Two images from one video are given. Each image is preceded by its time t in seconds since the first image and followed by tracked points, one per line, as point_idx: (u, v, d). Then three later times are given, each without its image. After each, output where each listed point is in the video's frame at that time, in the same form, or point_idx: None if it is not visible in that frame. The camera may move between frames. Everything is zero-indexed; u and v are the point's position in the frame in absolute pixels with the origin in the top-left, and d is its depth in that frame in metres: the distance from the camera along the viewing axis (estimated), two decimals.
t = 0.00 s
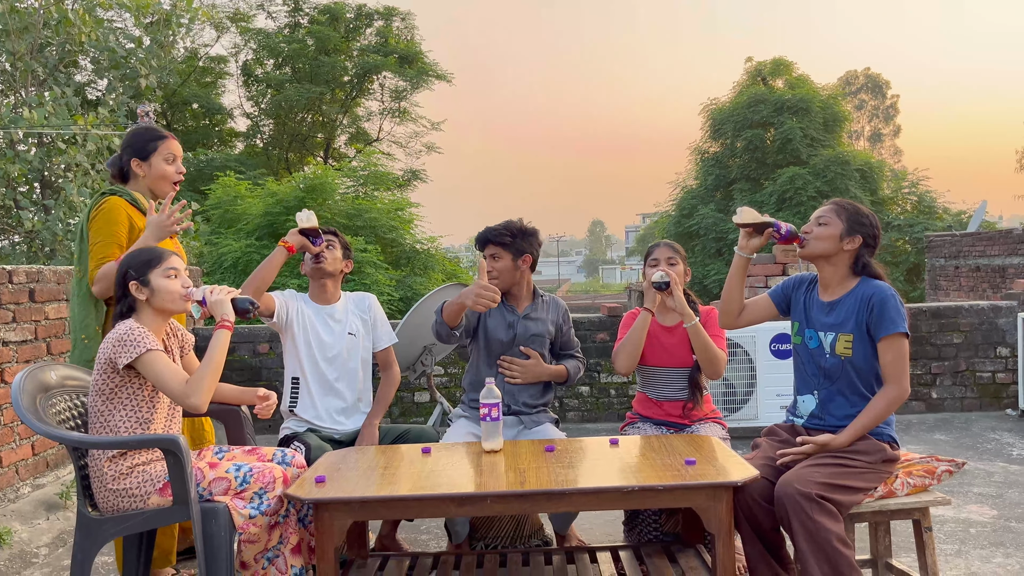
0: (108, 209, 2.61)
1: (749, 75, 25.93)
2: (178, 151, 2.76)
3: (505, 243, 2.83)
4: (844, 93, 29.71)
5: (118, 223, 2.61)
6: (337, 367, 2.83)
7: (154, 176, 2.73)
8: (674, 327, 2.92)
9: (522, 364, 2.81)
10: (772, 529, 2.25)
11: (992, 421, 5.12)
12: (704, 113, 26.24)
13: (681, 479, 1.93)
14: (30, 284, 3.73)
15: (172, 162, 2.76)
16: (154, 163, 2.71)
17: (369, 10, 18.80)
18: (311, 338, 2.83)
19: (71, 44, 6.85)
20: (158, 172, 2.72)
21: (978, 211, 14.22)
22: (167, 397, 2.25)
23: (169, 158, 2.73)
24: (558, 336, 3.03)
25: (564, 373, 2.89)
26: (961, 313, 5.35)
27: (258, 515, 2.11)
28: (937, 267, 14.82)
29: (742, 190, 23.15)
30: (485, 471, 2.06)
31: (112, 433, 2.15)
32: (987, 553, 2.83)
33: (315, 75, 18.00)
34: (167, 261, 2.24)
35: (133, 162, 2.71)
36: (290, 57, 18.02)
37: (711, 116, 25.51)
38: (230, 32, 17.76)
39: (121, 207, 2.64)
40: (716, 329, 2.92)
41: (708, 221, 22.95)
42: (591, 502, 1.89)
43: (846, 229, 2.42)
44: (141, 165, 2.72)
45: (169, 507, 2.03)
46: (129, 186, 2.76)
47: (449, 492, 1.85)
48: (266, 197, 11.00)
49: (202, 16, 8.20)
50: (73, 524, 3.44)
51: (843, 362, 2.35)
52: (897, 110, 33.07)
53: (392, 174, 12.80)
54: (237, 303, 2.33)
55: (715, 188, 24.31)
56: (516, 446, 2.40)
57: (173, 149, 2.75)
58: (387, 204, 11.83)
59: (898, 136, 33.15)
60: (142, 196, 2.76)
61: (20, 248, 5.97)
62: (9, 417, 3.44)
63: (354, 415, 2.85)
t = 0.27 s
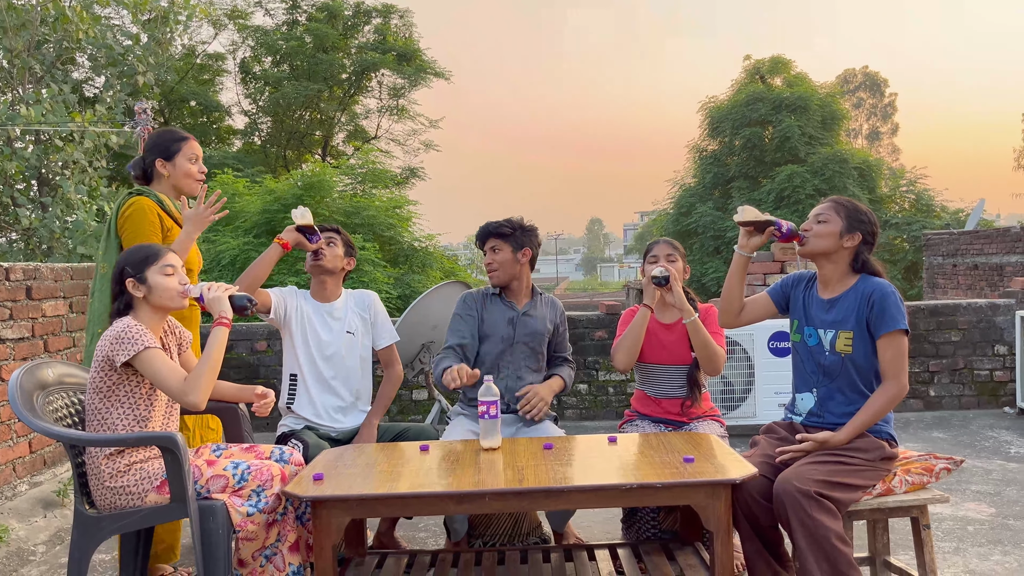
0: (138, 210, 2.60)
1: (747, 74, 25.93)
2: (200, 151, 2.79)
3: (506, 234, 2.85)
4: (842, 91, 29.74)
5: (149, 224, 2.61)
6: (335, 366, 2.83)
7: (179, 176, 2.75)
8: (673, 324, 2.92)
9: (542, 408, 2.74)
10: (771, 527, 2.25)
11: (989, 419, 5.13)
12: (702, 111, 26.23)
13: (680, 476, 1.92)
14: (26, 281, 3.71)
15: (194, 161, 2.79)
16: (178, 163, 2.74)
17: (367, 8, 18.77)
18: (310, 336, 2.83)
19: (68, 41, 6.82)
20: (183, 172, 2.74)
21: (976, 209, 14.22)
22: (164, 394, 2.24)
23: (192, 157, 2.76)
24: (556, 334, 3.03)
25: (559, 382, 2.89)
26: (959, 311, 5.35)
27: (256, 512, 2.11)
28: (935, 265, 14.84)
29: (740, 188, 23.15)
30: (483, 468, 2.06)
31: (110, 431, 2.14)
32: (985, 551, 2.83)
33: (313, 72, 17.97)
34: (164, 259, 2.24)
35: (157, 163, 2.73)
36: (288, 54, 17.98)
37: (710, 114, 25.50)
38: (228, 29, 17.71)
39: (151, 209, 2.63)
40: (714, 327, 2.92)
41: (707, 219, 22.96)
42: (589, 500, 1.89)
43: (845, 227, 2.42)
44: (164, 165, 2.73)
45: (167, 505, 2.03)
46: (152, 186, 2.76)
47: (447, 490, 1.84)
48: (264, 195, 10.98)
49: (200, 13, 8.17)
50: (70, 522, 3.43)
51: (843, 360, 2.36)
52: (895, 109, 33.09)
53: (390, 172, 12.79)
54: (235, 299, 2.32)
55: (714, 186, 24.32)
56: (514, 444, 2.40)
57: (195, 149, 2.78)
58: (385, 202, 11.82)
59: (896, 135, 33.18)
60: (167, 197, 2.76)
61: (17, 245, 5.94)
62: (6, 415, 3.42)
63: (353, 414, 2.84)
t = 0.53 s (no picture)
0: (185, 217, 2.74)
1: (745, 74, 25.96)
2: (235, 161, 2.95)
3: (505, 233, 2.85)
4: (839, 91, 29.79)
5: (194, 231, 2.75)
6: (335, 368, 2.83)
7: (216, 183, 2.88)
8: (671, 324, 2.92)
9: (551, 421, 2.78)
10: (768, 526, 2.25)
11: (986, 419, 5.14)
12: (700, 111, 26.25)
13: (677, 476, 1.93)
14: (24, 281, 3.71)
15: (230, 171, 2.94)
16: (215, 172, 2.88)
17: (364, 7, 18.76)
18: (311, 337, 2.83)
19: (65, 41, 6.81)
20: (221, 181, 2.89)
21: (972, 210, 14.24)
22: (162, 394, 2.24)
23: (229, 168, 2.92)
24: (551, 333, 3.03)
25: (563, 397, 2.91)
26: (956, 311, 5.37)
27: (253, 512, 2.11)
28: (932, 265, 14.86)
29: (738, 188, 23.17)
30: (481, 468, 2.06)
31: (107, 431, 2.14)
32: (982, 551, 2.84)
33: (311, 72, 17.97)
34: (160, 259, 2.24)
35: (195, 172, 2.87)
36: (286, 54, 17.97)
37: (707, 114, 25.53)
38: (226, 28, 17.69)
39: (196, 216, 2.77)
40: (711, 325, 2.92)
41: (705, 218, 22.97)
42: (587, 500, 1.89)
43: (842, 227, 2.42)
44: (202, 173, 2.87)
45: (164, 505, 2.02)
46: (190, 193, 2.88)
47: (444, 490, 1.85)
48: (261, 195, 10.97)
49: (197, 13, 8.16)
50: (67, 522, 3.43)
51: (840, 360, 2.36)
52: (892, 109, 33.12)
53: (387, 172, 12.78)
54: (231, 299, 2.32)
55: (711, 186, 24.35)
56: (512, 444, 2.40)
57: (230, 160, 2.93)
58: (383, 202, 11.82)
59: (894, 135, 33.23)
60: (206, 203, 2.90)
61: (15, 245, 5.92)
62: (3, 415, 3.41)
63: (351, 416, 2.84)
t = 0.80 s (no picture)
0: (219, 223, 2.81)
1: (743, 76, 26.02)
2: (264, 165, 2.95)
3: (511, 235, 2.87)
4: (837, 92, 29.85)
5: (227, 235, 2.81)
6: (335, 372, 2.83)
7: (243, 187, 2.92)
8: (670, 325, 2.93)
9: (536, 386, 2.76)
10: (765, 528, 2.26)
11: (984, 420, 5.15)
12: (698, 113, 26.30)
13: (675, 478, 1.93)
14: (22, 284, 3.71)
15: (259, 174, 2.96)
16: (243, 176, 2.92)
17: (363, 9, 18.78)
18: (311, 341, 2.83)
19: (64, 43, 6.81)
20: (249, 184, 2.92)
21: (970, 211, 14.26)
22: (160, 396, 2.24)
23: (257, 171, 2.93)
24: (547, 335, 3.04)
25: (558, 375, 2.87)
26: (954, 313, 5.38)
27: (252, 515, 2.11)
28: (930, 266, 14.88)
29: (736, 190, 23.20)
30: (479, 471, 2.07)
31: (106, 433, 2.14)
32: (979, 552, 2.85)
33: (310, 74, 17.98)
34: (158, 261, 2.24)
35: (226, 174, 2.92)
36: (284, 56, 17.97)
37: (705, 116, 25.58)
38: (224, 30, 17.69)
39: (231, 220, 2.85)
40: (710, 326, 2.92)
41: (703, 220, 22.99)
42: (585, 502, 1.90)
43: (838, 230, 2.43)
44: (232, 176, 2.92)
45: (163, 508, 2.02)
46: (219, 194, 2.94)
47: (443, 492, 1.85)
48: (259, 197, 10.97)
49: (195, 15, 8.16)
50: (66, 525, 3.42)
51: (837, 362, 2.37)
52: (890, 111, 33.17)
53: (386, 173, 12.79)
54: (229, 301, 2.33)
55: (710, 188, 24.39)
56: (511, 446, 2.41)
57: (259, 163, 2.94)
58: (381, 204, 11.82)
59: (892, 137, 33.29)
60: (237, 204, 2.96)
61: (13, 247, 5.91)
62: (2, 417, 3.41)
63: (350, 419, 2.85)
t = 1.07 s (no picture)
0: (263, 234, 3.09)
1: (742, 79, 26.08)
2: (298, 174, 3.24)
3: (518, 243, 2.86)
4: (835, 96, 29.92)
5: (271, 244, 3.08)
6: (333, 375, 2.82)
7: (277, 195, 3.19)
8: (668, 327, 2.93)
9: (508, 340, 2.84)
10: (763, 531, 2.25)
11: (983, 423, 5.15)
12: (697, 116, 26.33)
13: (674, 481, 1.93)
14: (21, 288, 3.71)
15: (290, 183, 3.23)
16: (276, 185, 3.17)
17: (362, 13, 18.83)
18: (309, 344, 2.82)
19: (63, 47, 6.82)
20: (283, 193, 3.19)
21: (969, 214, 14.27)
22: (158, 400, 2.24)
23: (289, 180, 3.21)
24: (541, 337, 3.05)
25: (548, 366, 2.89)
26: (952, 316, 5.39)
27: (250, 519, 2.10)
28: (929, 269, 14.90)
29: (734, 193, 23.23)
30: (478, 473, 2.07)
31: (103, 437, 2.13)
32: (979, 555, 2.84)
33: (309, 77, 18.00)
34: (157, 265, 2.24)
35: (260, 185, 3.18)
36: (283, 60, 18.00)
37: (704, 119, 25.62)
38: (223, 34, 17.71)
39: (273, 229, 3.12)
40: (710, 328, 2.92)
41: (702, 223, 23.01)
42: (584, 505, 1.90)
43: (834, 234, 2.43)
44: (265, 186, 3.18)
45: (160, 512, 2.02)
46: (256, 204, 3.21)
47: (441, 496, 1.85)
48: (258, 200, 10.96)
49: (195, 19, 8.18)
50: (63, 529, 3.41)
51: (834, 365, 2.37)
52: (888, 114, 33.25)
53: (385, 177, 12.80)
54: (227, 306, 2.33)
55: (708, 192, 24.42)
56: (509, 449, 2.41)
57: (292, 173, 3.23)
58: (380, 207, 11.82)
59: (890, 140, 33.34)
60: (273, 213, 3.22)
61: (11, 251, 5.91)
62: None
63: (348, 422, 2.84)
